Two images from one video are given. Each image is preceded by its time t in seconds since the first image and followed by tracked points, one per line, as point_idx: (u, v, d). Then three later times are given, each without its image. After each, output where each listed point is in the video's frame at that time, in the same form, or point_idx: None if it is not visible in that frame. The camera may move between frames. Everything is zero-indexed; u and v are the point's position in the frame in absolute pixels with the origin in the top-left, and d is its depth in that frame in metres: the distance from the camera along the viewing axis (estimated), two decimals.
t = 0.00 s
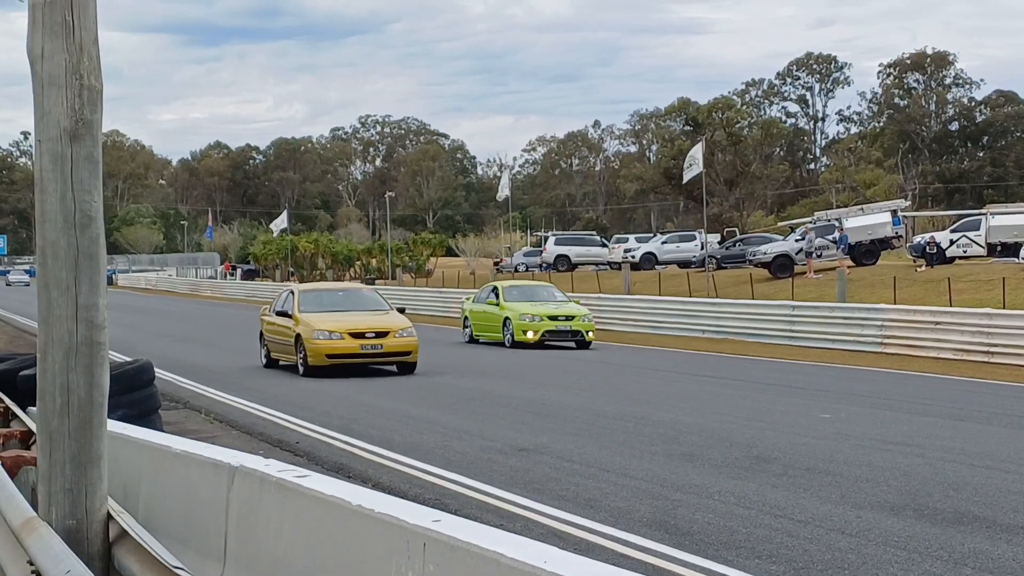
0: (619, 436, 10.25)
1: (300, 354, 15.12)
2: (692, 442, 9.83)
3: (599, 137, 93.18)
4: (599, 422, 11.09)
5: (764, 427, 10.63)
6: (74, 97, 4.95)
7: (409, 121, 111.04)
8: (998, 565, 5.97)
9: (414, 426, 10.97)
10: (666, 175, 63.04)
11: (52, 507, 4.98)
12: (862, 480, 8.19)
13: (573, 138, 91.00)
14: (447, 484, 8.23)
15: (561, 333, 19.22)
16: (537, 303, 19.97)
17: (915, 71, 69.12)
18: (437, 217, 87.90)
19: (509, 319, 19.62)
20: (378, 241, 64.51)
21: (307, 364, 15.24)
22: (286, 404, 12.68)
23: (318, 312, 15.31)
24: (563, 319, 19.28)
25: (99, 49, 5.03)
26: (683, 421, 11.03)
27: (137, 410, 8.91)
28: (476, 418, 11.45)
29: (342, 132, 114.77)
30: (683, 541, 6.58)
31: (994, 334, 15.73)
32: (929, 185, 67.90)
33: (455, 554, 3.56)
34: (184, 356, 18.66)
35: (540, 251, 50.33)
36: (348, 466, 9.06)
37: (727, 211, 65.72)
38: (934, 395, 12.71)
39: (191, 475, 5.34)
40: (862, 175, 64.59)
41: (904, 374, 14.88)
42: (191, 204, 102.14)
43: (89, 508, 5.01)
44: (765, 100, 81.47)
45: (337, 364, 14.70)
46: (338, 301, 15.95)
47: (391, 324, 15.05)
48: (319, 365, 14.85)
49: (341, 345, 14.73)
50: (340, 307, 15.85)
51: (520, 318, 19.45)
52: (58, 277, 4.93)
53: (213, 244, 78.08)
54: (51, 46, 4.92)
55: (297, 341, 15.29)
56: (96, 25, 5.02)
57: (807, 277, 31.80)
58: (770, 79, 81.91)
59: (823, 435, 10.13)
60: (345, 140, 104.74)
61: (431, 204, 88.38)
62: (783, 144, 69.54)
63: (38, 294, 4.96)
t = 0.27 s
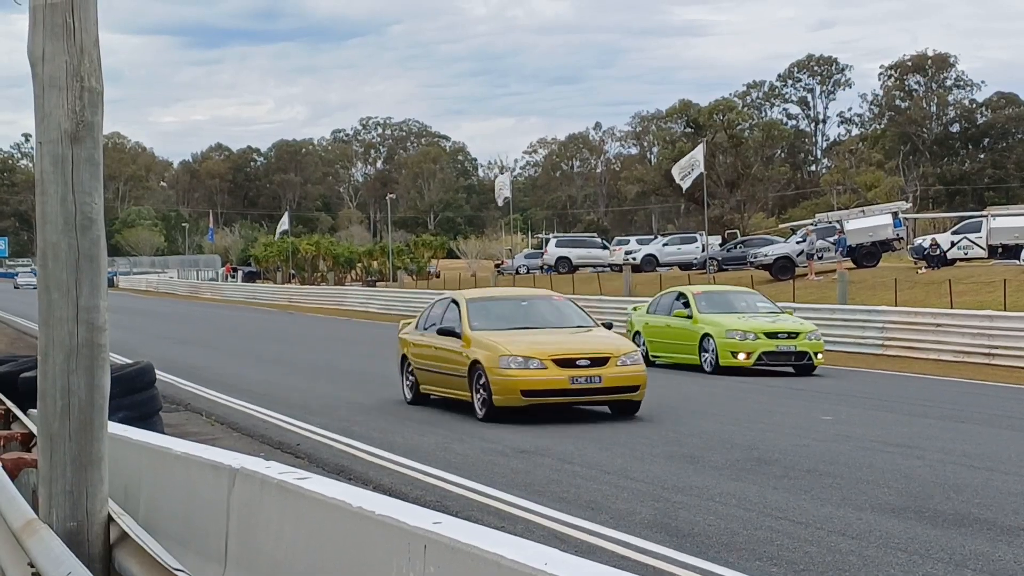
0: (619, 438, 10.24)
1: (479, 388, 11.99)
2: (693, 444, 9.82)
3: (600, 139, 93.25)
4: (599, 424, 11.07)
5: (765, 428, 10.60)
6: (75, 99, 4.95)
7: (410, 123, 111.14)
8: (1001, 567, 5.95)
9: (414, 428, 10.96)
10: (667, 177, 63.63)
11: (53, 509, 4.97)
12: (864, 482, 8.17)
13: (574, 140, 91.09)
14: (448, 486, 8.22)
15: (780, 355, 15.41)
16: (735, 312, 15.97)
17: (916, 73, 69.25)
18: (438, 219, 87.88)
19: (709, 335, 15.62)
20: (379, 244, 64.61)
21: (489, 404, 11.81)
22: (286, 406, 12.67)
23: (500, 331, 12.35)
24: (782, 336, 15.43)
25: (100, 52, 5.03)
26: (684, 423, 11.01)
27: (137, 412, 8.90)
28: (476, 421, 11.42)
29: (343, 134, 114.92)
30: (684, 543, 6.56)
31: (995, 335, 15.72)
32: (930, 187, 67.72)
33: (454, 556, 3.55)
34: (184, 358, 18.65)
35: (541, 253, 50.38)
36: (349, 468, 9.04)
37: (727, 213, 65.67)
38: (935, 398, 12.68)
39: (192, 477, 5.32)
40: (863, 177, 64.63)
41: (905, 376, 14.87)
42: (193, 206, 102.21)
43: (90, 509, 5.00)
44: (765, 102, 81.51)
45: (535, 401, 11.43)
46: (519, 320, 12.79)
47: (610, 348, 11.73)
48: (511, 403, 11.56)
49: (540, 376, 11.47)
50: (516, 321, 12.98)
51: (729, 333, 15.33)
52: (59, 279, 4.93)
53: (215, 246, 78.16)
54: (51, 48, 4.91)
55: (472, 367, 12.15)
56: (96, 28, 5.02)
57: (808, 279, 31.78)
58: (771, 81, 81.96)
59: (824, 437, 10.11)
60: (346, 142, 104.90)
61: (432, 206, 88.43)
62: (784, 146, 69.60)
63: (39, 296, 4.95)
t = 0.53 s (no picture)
0: (620, 439, 10.21)
1: (929, 479, 6.78)
2: (694, 445, 9.80)
3: (601, 140, 93.23)
4: (600, 425, 11.05)
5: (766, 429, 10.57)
6: (75, 99, 4.94)
7: (411, 123, 111.17)
8: (1002, 568, 5.94)
9: (415, 429, 10.95)
10: (667, 176, 63.42)
11: (53, 509, 4.96)
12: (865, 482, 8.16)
13: (575, 141, 91.07)
14: (449, 487, 8.21)
15: None
16: None
17: (917, 74, 69.02)
18: (439, 220, 87.84)
19: None
20: (381, 244, 64.62)
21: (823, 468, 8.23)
22: (286, 407, 12.66)
23: (980, 379, 6.81)
24: None
25: (100, 53, 5.03)
26: (685, 424, 10.99)
27: (138, 413, 8.89)
28: (477, 421, 11.41)
29: (344, 135, 114.97)
30: (684, 544, 6.54)
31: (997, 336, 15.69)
32: (931, 187, 67.73)
33: (454, 557, 3.54)
34: (185, 358, 18.67)
35: (543, 253, 50.40)
36: (350, 468, 9.03)
37: (728, 214, 65.34)
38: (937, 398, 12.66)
39: (192, 477, 5.32)
40: (864, 177, 64.58)
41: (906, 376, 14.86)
42: (194, 207, 102.21)
43: (90, 510, 5.00)
44: (767, 102, 81.47)
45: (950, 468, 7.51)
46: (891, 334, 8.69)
47: None
48: (879, 489, 7.64)
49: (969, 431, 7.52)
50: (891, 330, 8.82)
51: None
52: (59, 279, 4.92)
53: (215, 247, 78.17)
54: (52, 48, 4.91)
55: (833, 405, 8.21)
56: (96, 29, 5.01)
57: (809, 279, 31.77)
58: (772, 81, 81.96)
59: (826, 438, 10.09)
60: (347, 143, 104.93)
61: (433, 207, 88.43)
62: (785, 147, 69.59)
63: (39, 297, 4.95)
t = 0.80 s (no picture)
0: (620, 440, 10.21)
1: None
2: (694, 446, 9.79)
3: (602, 141, 93.27)
4: (601, 426, 11.04)
5: (767, 430, 10.56)
6: (76, 100, 4.93)
7: (412, 124, 111.22)
8: (1003, 569, 5.93)
9: (415, 430, 10.94)
10: (668, 177, 63.00)
11: (53, 510, 4.96)
12: (866, 483, 8.15)
13: (576, 141, 91.09)
14: (449, 488, 8.22)
15: None
16: None
17: (918, 75, 68.96)
18: (440, 221, 87.88)
19: None
20: (382, 245, 64.62)
21: None
22: (287, 408, 12.65)
23: None
24: None
25: (101, 54, 5.02)
26: (685, 425, 10.99)
27: (139, 414, 8.90)
28: (477, 422, 11.40)
29: (346, 136, 115.03)
30: (686, 545, 6.53)
31: (997, 337, 15.68)
32: (932, 188, 67.74)
33: (455, 558, 3.53)
34: (186, 359, 18.69)
35: (544, 254, 50.38)
36: (350, 469, 9.02)
37: (730, 214, 65.40)
38: (938, 399, 12.66)
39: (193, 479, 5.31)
40: (865, 179, 64.58)
41: (908, 378, 14.84)
42: (195, 208, 102.21)
43: (91, 511, 5.00)
44: (768, 103, 81.47)
45: None
46: None
47: None
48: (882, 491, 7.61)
49: None
50: None
51: None
52: (60, 281, 4.91)
53: (217, 248, 78.19)
54: (52, 49, 4.89)
55: None
56: (97, 29, 5.01)
57: (810, 280, 31.76)
58: (773, 82, 81.97)
59: (827, 438, 10.08)
60: (348, 144, 104.97)
61: (434, 208, 88.44)
62: (786, 148, 69.59)
63: (39, 299, 4.93)
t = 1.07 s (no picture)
0: (622, 440, 10.21)
1: None
2: (696, 446, 9.79)
3: (603, 140, 93.27)
4: (603, 426, 11.04)
5: (769, 430, 10.56)
6: (78, 100, 4.93)
7: (413, 124, 111.22)
8: (1006, 569, 5.92)
9: (416, 430, 10.94)
10: (671, 177, 62.52)
11: (56, 510, 4.97)
12: (867, 482, 8.15)
13: (577, 141, 91.07)
14: (451, 488, 8.22)
15: None
16: None
17: (919, 75, 68.92)
18: (441, 221, 87.90)
19: None
20: (383, 245, 64.61)
21: None
22: (288, 408, 12.65)
23: None
24: None
25: (103, 53, 5.03)
26: (687, 424, 10.99)
27: (141, 414, 8.90)
28: (479, 422, 11.40)
29: (347, 136, 115.04)
30: (688, 545, 6.53)
31: (999, 337, 15.67)
32: (933, 188, 67.69)
33: (459, 558, 3.53)
34: (188, 359, 18.69)
35: (545, 254, 50.37)
36: (352, 470, 9.02)
37: (731, 214, 65.33)
38: (940, 399, 12.65)
39: (195, 479, 5.31)
40: (866, 179, 64.54)
41: (909, 377, 14.84)
42: (196, 208, 102.18)
43: (93, 511, 5.01)
44: (769, 103, 81.46)
45: None
46: None
47: None
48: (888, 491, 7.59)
49: None
50: None
51: None
52: (62, 281, 4.91)
53: (218, 248, 78.18)
54: (54, 47, 4.89)
55: None
56: (99, 29, 5.01)
57: (811, 280, 31.76)
58: (774, 82, 81.92)
59: (829, 438, 10.07)
60: (349, 143, 104.97)
61: (435, 208, 88.40)
62: (787, 148, 69.51)
63: (41, 299, 4.93)
